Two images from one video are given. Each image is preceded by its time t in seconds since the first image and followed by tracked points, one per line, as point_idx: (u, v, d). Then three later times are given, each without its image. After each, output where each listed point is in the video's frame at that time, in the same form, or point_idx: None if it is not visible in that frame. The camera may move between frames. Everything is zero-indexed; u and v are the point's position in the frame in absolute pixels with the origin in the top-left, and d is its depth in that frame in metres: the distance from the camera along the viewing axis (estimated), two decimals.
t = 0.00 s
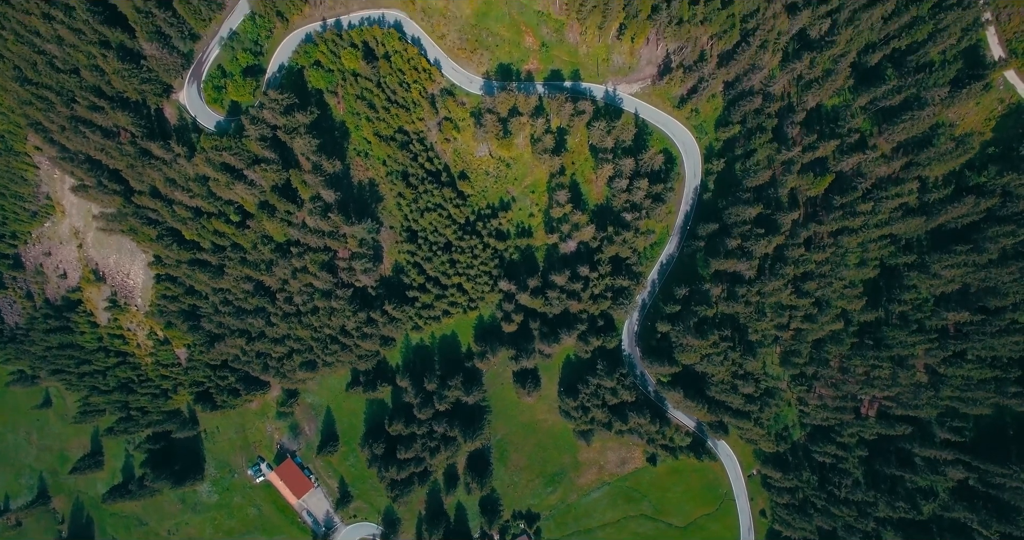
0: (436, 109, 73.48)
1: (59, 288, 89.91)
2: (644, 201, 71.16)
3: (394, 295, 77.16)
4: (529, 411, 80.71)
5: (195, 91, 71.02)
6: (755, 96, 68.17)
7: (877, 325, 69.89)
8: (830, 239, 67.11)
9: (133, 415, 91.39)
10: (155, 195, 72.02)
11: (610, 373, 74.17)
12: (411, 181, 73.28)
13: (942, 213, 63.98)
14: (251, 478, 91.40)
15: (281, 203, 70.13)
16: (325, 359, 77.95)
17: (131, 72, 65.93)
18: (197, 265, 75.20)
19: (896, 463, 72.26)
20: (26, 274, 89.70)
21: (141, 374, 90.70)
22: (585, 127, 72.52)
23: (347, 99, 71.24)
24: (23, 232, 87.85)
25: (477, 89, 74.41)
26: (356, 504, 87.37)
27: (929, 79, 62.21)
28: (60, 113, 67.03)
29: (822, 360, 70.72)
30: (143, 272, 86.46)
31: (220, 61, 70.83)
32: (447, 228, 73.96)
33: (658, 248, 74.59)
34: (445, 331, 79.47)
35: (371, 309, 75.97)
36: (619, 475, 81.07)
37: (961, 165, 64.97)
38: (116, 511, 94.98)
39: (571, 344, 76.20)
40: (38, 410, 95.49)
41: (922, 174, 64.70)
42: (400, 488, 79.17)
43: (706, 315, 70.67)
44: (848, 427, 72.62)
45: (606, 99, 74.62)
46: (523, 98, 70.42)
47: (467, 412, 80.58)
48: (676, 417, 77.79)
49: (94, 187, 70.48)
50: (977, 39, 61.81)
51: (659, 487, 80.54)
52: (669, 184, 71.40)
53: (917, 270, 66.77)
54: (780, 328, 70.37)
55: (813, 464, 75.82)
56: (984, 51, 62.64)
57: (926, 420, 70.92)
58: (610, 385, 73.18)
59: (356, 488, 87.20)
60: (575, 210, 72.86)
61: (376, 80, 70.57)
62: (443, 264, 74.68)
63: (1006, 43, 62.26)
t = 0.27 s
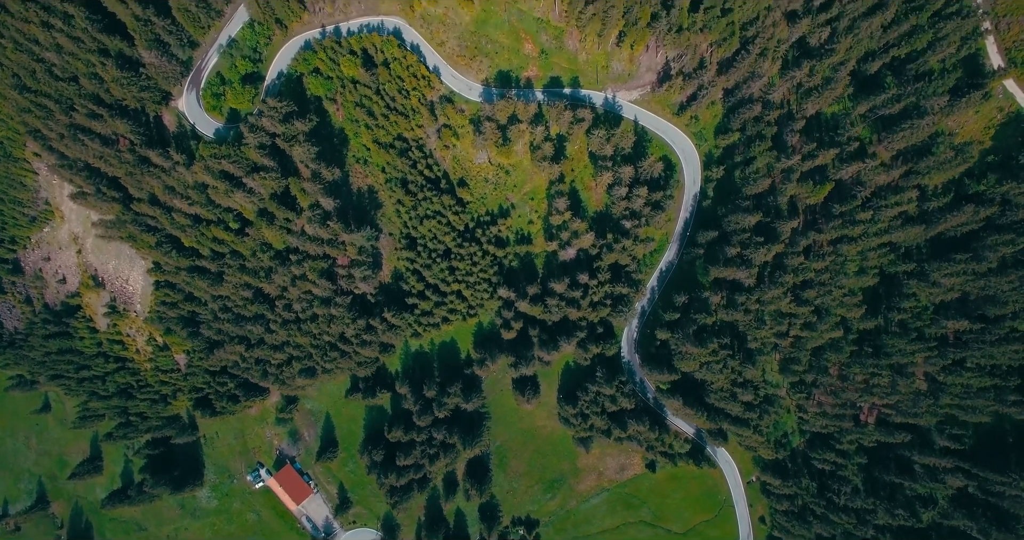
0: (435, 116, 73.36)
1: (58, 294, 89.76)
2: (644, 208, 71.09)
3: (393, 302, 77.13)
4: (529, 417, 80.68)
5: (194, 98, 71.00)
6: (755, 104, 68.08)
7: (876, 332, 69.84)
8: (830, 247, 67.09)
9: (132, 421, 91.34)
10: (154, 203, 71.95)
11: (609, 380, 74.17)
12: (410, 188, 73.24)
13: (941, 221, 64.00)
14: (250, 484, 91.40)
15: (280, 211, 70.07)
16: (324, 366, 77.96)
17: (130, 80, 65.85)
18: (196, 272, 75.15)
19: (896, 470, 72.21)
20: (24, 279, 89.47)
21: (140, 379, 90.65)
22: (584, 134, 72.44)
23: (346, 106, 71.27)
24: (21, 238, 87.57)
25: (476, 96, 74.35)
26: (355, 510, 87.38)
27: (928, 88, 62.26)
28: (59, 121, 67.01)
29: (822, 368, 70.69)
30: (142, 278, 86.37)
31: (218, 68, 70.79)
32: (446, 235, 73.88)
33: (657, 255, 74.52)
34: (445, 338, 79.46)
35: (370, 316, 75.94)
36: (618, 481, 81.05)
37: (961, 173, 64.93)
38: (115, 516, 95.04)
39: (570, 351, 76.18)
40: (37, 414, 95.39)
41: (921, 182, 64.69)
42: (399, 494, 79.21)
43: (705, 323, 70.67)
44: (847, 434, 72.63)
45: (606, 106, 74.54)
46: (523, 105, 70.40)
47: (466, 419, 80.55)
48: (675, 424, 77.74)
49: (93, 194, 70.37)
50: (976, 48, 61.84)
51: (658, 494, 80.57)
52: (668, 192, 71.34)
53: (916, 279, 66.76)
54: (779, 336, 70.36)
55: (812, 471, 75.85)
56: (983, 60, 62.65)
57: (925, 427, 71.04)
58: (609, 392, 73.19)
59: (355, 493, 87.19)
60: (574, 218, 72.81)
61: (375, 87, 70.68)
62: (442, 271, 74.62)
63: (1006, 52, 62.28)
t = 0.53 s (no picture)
0: (434, 125, 73.27)
1: (57, 300, 89.65)
2: (643, 217, 71.01)
3: (392, 310, 77.14)
4: (528, 425, 80.67)
5: (193, 106, 70.73)
6: (754, 113, 67.97)
7: (875, 341, 69.81)
8: (830, 257, 67.03)
9: (131, 427, 91.32)
10: (153, 212, 71.90)
11: (609, 389, 74.18)
12: (409, 197, 73.20)
13: (941, 231, 63.95)
14: (250, 490, 91.39)
15: (279, 220, 70.03)
16: (323, 375, 77.99)
17: (129, 89, 65.83)
18: (195, 280, 75.15)
19: (895, 479, 72.23)
20: (23, 285, 89.33)
21: (139, 386, 90.65)
22: (584, 143, 72.41)
23: (345, 115, 71.24)
24: (20, 243, 87.35)
25: (476, 104, 74.26)
26: (355, 517, 87.39)
27: (928, 98, 62.27)
28: (58, 131, 66.96)
29: (821, 377, 70.65)
30: (141, 285, 86.24)
31: (217, 77, 70.55)
32: (446, 244, 73.85)
33: (657, 263, 74.47)
34: (444, 346, 79.46)
35: (370, 324, 75.95)
36: (618, 489, 80.99)
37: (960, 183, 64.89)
38: (114, 522, 95.01)
39: (570, 360, 76.18)
40: (36, 420, 95.37)
41: (920, 192, 64.65)
42: (398, 502, 79.21)
43: (705, 332, 70.64)
44: (847, 443, 72.63)
45: (605, 114, 74.46)
46: (522, 114, 70.36)
47: (466, 427, 80.58)
48: (675, 432, 77.69)
49: (92, 203, 70.33)
50: (976, 58, 61.82)
51: (658, 501, 80.53)
52: (668, 201, 71.32)
53: (916, 288, 66.73)
54: (779, 346, 70.35)
55: (811, 479, 75.87)
56: (983, 71, 62.66)
57: (925, 436, 70.87)
58: (608, 401, 73.19)
59: (354, 500, 87.19)
60: (573, 226, 72.77)
61: (374, 96, 70.73)
62: (442, 279, 74.60)
63: (1005, 62, 62.27)
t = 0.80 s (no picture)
0: (434, 133, 73.19)
1: (56, 305, 89.54)
2: (643, 226, 70.92)
3: (392, 319, 77.09)
4: (528, 433, 80.64)
5: (192, 115, 70.70)
6: (754, 122, 67.87)
7: (875, 350, 69.69)
8: (830, 267, 66.96)
9: (131, 433, 91.30)
10: (152, 220, 71.83)
11: (608, 398, 74.17)
12: (408, 205, 73.15)
13: (940, 241, 63.90)
14: (249, 497, 91.41)
15: (278, 229, 69.95)
16: (323, 383, 78.00)
17: (128, 99, 65.78)
18: (194, 289, 75.12)
19: (894, 488, 72.20)
20: (23, 290, 89.23)
21: (139, 392, 90.64)
22: (583, 152, 72.32)
23: (344, 123, 71.17)
24: (19, 249, 87.12)
25: (475, 112, 74.15)
26: (354, 524, 87.40)
27: (927, 109, 62.28)
28: (57, 140, 66.90)
29: (821, 386, 70.56)
30: (140, 292, 86.07)
31: (216, 85, 70.47)
32: (445, 252, 73.82)
33: (656, 272, 74.43)
34: (444, 353, 79.45)
35: (369, 333, 75.92)
36: (617, 496, 80.89)
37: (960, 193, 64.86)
38: (114, 528, 95.03)
39: (569, 368, 76.13)
40: (35, 426, 95.31)
41: (920, 202, 64.62)
42: (398, 510, 79.17)
43: (704, 341, 70.63)
44: (846, 451, 72.61)
45: (605, 122, 74.35)
46: (522, 123, 70.28)
47: (465, 435, 80.56)
48: (674, 440, 77.65)
49: (91, 212, 70.28)
50: (975, 68, 61.85)
51: (657, 509, 80.45)
52: (667, 210, 71.27)
53: (915, 298, 66.68)
54: (778, 355, 70.32)
55: (811, 487, 75.87)
56: (982, 81, 62.67)
57: (924, 445, 70.92)
58: (608, 410, 73.19)
59: (354, 507, 87.20)
60: (573, 235, 72.71)
61: (373, 104, 70.69)
62: (441, 288, 74.56)
63: (1005, 72, 62.31)
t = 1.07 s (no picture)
0: (433, 140, 73.14)
1: (56, 310, 89.41)
2: (642, 234, 70.86)
3: (391, 326, 77.08)
4: (527, 439, 80.58)
5: (191, 122, 70.75)
6: (754, 130, 67.80)
7: (875, 358, 69.43)
8: (829, 276, 66.91)
9: (130, 439, 91.27)
10: (151, 228, 71.79)
11: (607, 405, 74.15)
12: (408, 213, 73.10)
13: (940, 250, 63.82)
14: (249, 503, 91.44)
15: (277, 237, 69.88)
16: (322, 390, 78.04)
17: (128, 107, 65.78)
18: (194, 296, 75.09)
19: (894, 495, 72.12)
20: (22, 295, 89.13)
21: (138, 398, 90.63)
22: (582, 159, 72.22)
23: (343, 131, 71.11)
24: (19, 253, 87.03)
25: (474, 119, 74.07)
26: (354, 530, 87.42)
27: (927, 118, 62.27)
28: (56, 148, 66.86)
29: (820, 394, 70.50)
30: (139, 298, 86.01)
31: (215, 93, 70.40)
32: (445, 259, 73.78)
33: (656, 279, 74.38)
34: (443, 360, 79.43)
35: (368, 340, 75.91)
36: (617, 503, 80.71)
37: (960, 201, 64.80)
38: (113, 533, 95.04)
39: (569, 375, 76.08)
40: (35, 431, 95.27)
41: (920, 210, 64.60)
42: (397, 517, 79.11)
43: (704, 349, 70.59)
44: (845, 458, 72.38)
45: (605, 129, 74.24)
46: (521, 131, 70.22)
47: (465, 441, 80.51)
48: (674, 447, 77.58)
49: (90, 220, 70.21)
50: (975, 77, 61.84)
51: (657, 515, 80.30)
52: (667, 217, 71.22)
53: (915, 306, 66.61)
54: (778, 363, 70.27)
55: (810, 494, 75.81)
56: (982, 90, 62.68)
57: (924, 453, 70.68)
58: (607, 418, 73.16)
59: (354, 513, 87.19)
60: (572, 243, 72.65)
61: (372, 112, 70.68)
62: (441, 295, 74.52)
63: (1004, 81, 62.33)
